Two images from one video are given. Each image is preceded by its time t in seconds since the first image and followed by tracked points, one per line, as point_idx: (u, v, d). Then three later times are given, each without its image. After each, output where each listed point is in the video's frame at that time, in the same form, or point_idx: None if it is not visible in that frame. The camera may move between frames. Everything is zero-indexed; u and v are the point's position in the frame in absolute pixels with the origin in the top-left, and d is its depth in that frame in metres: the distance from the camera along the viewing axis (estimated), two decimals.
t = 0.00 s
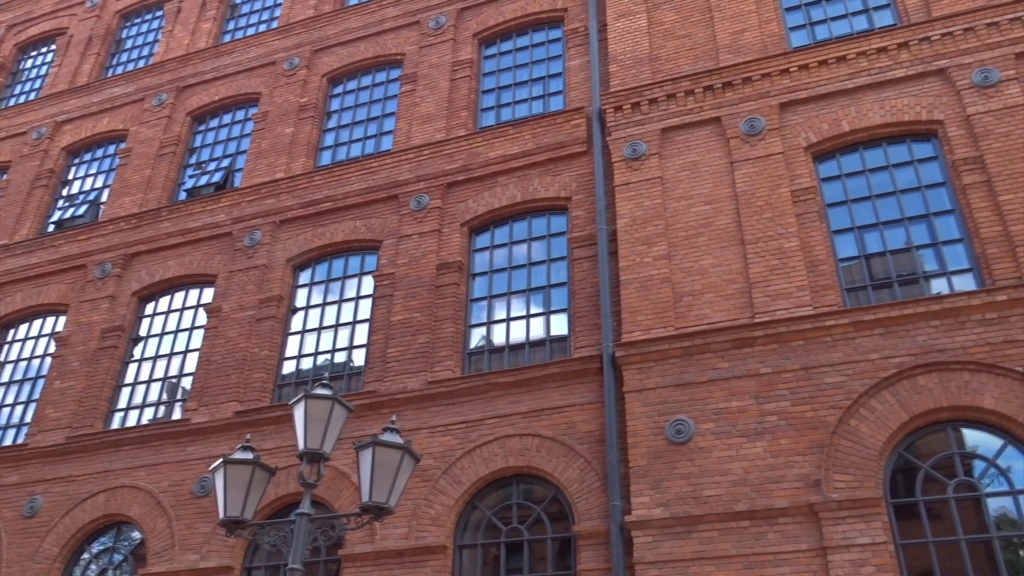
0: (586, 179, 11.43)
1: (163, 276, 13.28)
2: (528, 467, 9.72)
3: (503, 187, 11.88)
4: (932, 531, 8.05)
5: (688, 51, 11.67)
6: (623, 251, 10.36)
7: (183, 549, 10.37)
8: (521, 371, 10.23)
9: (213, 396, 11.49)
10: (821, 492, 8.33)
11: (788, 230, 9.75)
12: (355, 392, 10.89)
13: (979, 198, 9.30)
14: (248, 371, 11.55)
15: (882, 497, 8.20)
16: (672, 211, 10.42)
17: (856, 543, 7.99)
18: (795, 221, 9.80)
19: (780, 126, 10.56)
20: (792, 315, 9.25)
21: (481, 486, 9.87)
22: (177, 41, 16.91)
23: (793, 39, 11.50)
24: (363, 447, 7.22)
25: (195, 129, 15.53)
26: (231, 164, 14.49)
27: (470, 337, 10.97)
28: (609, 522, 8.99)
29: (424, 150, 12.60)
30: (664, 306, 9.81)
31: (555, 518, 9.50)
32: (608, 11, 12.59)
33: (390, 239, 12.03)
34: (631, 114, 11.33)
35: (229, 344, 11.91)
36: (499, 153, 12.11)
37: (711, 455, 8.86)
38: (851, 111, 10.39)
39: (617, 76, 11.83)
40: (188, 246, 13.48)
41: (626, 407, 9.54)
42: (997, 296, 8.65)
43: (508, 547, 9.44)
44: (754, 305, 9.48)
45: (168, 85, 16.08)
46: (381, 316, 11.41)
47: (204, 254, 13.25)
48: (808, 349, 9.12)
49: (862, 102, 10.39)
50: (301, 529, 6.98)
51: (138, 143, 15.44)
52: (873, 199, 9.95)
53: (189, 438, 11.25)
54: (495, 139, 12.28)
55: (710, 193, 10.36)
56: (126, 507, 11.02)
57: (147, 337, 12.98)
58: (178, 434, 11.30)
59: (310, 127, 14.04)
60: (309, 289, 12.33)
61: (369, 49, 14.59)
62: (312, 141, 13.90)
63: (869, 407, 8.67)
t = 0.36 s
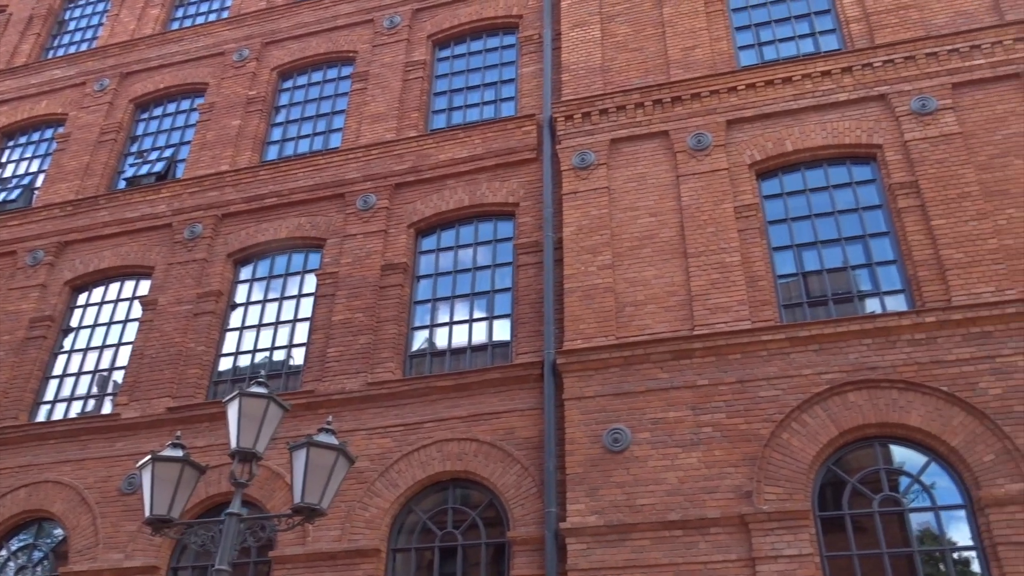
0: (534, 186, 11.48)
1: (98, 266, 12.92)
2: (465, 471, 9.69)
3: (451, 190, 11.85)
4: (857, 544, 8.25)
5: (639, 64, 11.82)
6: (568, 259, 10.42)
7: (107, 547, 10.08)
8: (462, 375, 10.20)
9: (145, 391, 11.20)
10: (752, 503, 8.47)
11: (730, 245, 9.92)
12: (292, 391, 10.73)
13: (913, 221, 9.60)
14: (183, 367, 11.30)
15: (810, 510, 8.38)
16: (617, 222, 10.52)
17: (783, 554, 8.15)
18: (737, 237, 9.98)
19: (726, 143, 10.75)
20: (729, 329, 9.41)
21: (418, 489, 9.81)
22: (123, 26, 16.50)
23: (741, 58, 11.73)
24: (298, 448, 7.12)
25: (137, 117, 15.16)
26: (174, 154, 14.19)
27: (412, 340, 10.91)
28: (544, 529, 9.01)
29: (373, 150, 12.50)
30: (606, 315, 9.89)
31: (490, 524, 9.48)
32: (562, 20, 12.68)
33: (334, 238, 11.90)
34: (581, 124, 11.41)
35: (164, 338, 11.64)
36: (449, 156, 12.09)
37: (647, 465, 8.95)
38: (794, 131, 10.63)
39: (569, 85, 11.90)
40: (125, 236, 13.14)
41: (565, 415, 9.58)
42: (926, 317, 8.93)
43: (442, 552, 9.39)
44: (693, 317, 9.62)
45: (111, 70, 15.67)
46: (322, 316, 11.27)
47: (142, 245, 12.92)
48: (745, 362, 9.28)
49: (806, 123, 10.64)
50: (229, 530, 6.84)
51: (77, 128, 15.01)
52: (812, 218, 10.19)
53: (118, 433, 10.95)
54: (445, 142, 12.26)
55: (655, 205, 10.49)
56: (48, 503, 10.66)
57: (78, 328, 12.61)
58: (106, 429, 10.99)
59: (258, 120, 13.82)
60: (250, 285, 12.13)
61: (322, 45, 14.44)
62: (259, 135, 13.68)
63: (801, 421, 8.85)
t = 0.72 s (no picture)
0: (483, 189, 11.48)
1: (29, 252, 12.50)
2: (401, 474, 9.62)
3: (399, 190, 11.78)
4: (785, 554, 8.42)
5: (591, 74, 11.92)
6: (513, 264, 10.44)
7: (26, 543, 9.73)
8: (402, 377, 10.14)
9: (74, 383, 10.88)
10: (685, 512, 8.58)
11: (673, 256, 10.06)
12: (227, 388, 10.53)
13: (849, 240, 9.85)
14: (114, 359, 11.00)
15: (740, 519, 8.52)
16: (563, 229, 10.59)
17: (713, 562, 8.27)
18: (680, 248, 10.12)
19: (672, 155, 10.90)
20: (669, 339, 9.53)
21: (353, 490, 9.70)
22: (65, 6, 16.03)
23: (691, 73, 11.92)
24: (230, 446, 6.97)
25: (77, 101, 14.74)
26: (114, 140, 13.82)
27: (353, 339, 10.80)
28: (479, 533, 8.99)
29: (321, 146, 12.36)
30: (549, 321, 9.93)
31: (425, 527, 9.43)
32: (517, 26, 12.72)
33: (278, 233, 11.72)
34: (531, 129, 11.46)
35: (96, 329, 11.31)
36: (398, 156, 12.02)
37: (583, 471, 9.00)
38: (739, 147, 10.83)
39: (521, 91, 11.94)
40: (59, 223, 12.75)
41: (505, 419, 9.59)
42: (858, 334, 9.17)
43: (375, 554, 9.30)
44: (634, 326, 9.73)
45: (52, 51, 15.21)
46: (262, 312, 11.09)
47: (77, 232, 12.55)
48: (683, 372, 9.41)
49: (751, 140, 10.86)
50: (155, 528, 6.66)
51: (12, 109, 14.53)
52: (753, 233, 10.38)
53: (43, 426, 10.60)
54: (395, 142, 12.18)
55: (601, 214, 10.59)
56: None
57: (5, 316, 12.18)
58: (31, 421, 10.64)
59: (203, 110, 13.56)
60: (188, 278, 11.88)
61: (273, 37, 14.24)
62: (204, 125, 13.42)
63: (735, 432, 9.01)
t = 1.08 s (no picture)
0: (432, 189, 11.44)
1: None
2: (337, 472, 9.51)
3: (346, 186, 11.67)
4: (715, 561, 8.54)
5: (543, 78, 11.98)
6: (459, 265, 10.42)
7: None
8: (342, 375, 10.03)
9: None
10: (619, 517, 8.65)
11: (617, 263, 10.16)
12: (161, 380, 10.29)
13: (790, 254, 10.06)
14: (43, 347, 10.67)
15: (673, 525, 8.62)
16: (510, 232, 10.62)
17: (645, 567, 8.35)
18: (625, 256, 10.22)
19: (621, 163, 11.00)
20: (610, 345, 9.61)
21: (287, 488, 9.56)
22: None
23: (642, 83, 12.05)
24: (160, 439, 6.79)
25: (14, 79, 14.27)
26: (52, 122, 13.42)
27: (294, 335, 10.65)
28: (414, 534, 8.93)
29: (269, 138, 12.18)
30: (492, 324, 9.94)
31: (359, 526, 9.33)
32: (472, 27, 12.72)
33: (220, 225, 11.51)
34: (482, 131, 11.47)
35: (25, 315, 10.96)
36: (347, 152, 11.90)
37: (520, 474, 9.02)
38: (687, 158, 10.99)
39: (473, 92, 11.93)
40: None
41: (444, 420, 9.55)
42: (794, 346, 9.36)
43: (307, 553, 9.18)
44: (577, 332, 9.79)
45: None
46: (200, 304, 10.87)
47: (9, 215, 12.14)
48: (623, 378, 9.49)
49: (698, 152, 11.02)
50: (77, 522, 6.46)
51: None
52: (697, 244, 10.53)
53: None
54: (344, 137, 12.07)
55: (548, 219, 10.64)
56: None
57: None
58: None
59: (147, 95, 13.25)
60: (125, 266, 11.58)
61: (223, 24, 13.99)
62: (147, 111, 13.11)
63: (672, 439, 9.12)
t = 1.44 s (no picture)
0: (380, 185, 11.36)
1: None
2: (274, 469, 9.36)
3: (293, 178, 11.51)
4: (650, 563, 8.64)
5: (495, 79, 12.00)
6: (405, 263, 10.37)
7: None
8: (282, 370, 9.89)
9: None
10: (557, 518, 8.69)
11: (563, 266, 10.23)
12: (93, 371, 10.01)
13: (732, 263, 10.23)
14: None
15: (610, 527, 8.69)
16: (457, 231, 10.61)
17: (581, 569, 8.40)
18: (571, 259, 10.29)
19: (570, 167, 11.07)
20: (553, 347, 9.66)
21: (221, 484, 9.38)
22: None
23: (593, 88, 12.14)
24: (89, 432, 6.60)
25: None
26: None
27: (234, 328, 10.47)
28: (350, 532, 8.84)
29: (214, 127, 11.95)
30: (436, 323, 9.92)
31: (295, 524, 9.20)
32: (426, 24, 12.68)
33: (160, 213, 11.26)
34: (432, 129, 11.43)
35: None
36: (294, 144, 11.75)
37: (460, 475, 9.00)
38: (634, 164, 11.10)
39: (425, 89, 11.88)
40: None
41: (385, 418, 9.48)
42: (733, 353, 9.52)
43: (240, 550, 9.02)
44: (520, 333, 9.82)
45: None
46: (137, 294, 10.61)
47: None
48: (564, 381, 9.54)
49: (646, 159, 11.15)
50: None
51: None
52: (642, 249, 10.65)
53: None
54: (293, 129, 11.91)
55: (496, 220, 10.66)
56: None
57: None
58: None
59: (88, 78, 12.89)
60: (59, 253, 11.24)
61: (170, 9, 13.70)
62: (88, 94, 12.76)
63: (611, 442, 9.19)
